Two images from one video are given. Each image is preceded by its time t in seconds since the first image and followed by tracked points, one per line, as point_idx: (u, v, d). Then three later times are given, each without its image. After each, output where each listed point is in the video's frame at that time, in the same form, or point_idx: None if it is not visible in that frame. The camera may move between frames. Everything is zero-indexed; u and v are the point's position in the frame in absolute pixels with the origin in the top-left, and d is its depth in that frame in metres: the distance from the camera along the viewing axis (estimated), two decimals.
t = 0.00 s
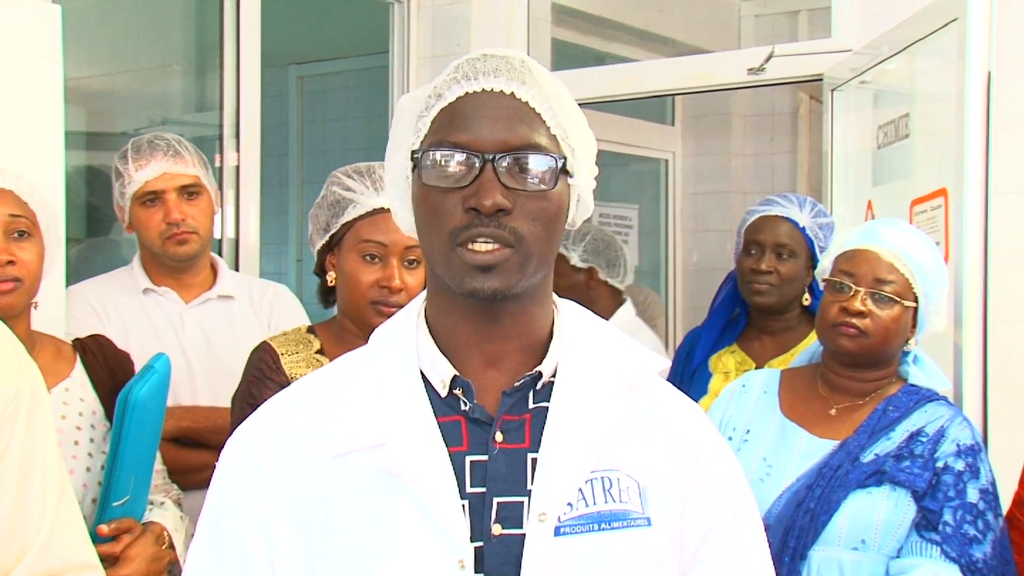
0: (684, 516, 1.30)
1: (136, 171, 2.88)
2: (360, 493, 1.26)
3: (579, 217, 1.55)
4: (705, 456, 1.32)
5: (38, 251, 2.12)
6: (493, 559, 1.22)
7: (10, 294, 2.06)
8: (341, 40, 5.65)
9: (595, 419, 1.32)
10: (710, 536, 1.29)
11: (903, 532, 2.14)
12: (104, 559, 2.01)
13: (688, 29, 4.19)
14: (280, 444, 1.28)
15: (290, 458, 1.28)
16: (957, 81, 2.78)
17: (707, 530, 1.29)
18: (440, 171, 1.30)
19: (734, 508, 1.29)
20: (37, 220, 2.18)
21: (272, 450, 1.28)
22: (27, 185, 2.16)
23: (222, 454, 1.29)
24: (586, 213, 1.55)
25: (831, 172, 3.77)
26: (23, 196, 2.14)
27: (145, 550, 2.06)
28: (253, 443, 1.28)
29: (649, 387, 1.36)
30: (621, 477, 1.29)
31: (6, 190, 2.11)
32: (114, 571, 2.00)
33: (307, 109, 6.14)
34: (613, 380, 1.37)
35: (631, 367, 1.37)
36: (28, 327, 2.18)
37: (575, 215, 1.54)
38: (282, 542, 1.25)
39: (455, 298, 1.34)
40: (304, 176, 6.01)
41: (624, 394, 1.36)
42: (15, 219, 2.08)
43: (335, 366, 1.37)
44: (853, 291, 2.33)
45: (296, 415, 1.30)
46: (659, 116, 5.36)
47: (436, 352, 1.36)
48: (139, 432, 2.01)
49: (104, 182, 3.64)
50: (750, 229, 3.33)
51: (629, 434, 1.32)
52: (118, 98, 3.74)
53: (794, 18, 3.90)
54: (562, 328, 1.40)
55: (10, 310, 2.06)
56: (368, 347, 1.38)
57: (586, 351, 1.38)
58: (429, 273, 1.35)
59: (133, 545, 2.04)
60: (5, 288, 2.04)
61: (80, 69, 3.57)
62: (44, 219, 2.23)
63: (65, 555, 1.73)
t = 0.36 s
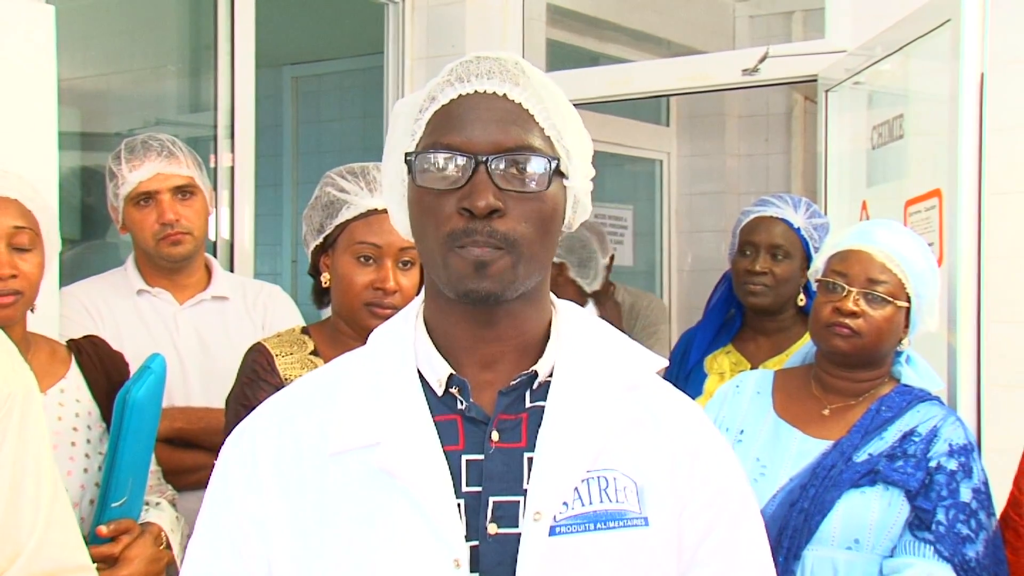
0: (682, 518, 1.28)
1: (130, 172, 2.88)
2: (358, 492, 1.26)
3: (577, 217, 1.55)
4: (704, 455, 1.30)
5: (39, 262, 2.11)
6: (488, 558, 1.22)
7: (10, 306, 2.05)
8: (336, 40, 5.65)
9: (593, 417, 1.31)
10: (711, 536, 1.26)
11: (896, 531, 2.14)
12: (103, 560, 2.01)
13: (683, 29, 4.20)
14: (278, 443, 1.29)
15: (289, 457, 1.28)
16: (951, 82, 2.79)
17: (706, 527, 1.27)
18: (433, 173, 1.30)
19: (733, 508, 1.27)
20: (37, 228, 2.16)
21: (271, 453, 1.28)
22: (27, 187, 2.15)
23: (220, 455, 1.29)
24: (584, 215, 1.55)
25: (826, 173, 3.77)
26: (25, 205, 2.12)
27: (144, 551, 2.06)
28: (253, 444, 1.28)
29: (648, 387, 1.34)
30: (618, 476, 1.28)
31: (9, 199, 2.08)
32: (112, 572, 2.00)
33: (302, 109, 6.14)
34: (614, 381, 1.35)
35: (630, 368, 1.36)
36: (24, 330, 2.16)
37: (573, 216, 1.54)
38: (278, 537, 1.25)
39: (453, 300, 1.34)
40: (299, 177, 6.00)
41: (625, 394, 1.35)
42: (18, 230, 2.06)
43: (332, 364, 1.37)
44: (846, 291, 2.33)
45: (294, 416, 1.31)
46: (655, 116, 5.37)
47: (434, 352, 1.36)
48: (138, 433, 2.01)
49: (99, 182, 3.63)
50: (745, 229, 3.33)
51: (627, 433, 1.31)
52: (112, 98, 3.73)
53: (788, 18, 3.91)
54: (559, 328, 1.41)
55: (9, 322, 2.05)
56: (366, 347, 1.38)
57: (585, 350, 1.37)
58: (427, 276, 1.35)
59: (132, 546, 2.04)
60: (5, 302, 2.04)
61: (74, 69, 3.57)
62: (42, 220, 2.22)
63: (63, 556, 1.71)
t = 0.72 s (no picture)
0: (693, 520, 1.29)
1: (131, 172, 2.88)
2: (367, 488, 1.25)
3: (590, 218, 1.52)
4: (716, 455, 1.30)
5: (44, 256, 2.11)
6: (497, 554, 1.22)
7: (18, 301, 2.04)
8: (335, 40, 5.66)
9: (605, 416, 1.31)
10: (720, 540, 1.27)
11: (898, 531, 2.14)
12: (106, 565, 2.00)
13: (683, 30, 4.20)
14: (286, 442, 1.28)
15: (296, 456, 1.27)
16: (951, 82, 2.79)
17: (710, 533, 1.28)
18: (427, 177, 1.31)
19: (745, 513, 1.28)
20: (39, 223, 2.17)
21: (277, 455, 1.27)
22: (29, 187, 2.15)
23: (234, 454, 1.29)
24: (596, 218, 1.54)
25: (826, 173, 3.77)
26: (27, 200, 2.12)
27: (147, 556, 2.05)
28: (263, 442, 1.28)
29: (659, 387, 1.35)
30: (628, 475, 1.28)
31: (13, 194, 2.09)
32: None
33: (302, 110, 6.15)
34: (625, 382, 1.35)
35: (640, 367, 1.36)
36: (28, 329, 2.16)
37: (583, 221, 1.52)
38: (287, 534, 1.25)
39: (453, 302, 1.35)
40: (299, 177, 6.01)
41: (636, 396, 1.35)
42: (22, 224, 2.06)
43: (345, 363, 1.38)
44: (847, 291, 2.33)
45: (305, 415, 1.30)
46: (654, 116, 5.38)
47: (446, 349, 1.36)
48: (143, 438, 2.00)
49: (99, 183, 3.63)
50: (747, 230, 3.33)
51: (638, 433, 1.31)
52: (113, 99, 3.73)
53: (788, 18, 3.91)
54: (571, 326, 1.41)
55: (17, 316, 2.04)
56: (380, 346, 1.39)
57: (598, 347, 1.37)
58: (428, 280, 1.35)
59: (136, 552, 2.04)
60: (13, 295, 2.03)
61: (74, 70, 3.57)
62: (44, 220, 2.22)
63: (64, 557, 1.71)
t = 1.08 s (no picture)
0: (723, 529, 1.26)
1: (128, 171, 2.88)
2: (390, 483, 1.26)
3: (632, 222, 1.45)
4: (749, 465, 1.27)
5: (40, 259, 2.09)
6: (521, 554, 1.21)
7: (15, 305, 2.04)
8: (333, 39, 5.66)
9: (637, 419, 1.30)
10: (751, 552, 1.24)
11: (896, 530, 2.15)
12: (102, 564, 2.00)
13: (681, 29, 4.20)
14: (317, 440, 1.29)
15: (329, 457, 1.28)
16: (950, 81, 2.79)
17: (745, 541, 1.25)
18: (462, 177, 1.28)
19: (777, 527, 1.25)
20: (36, 224, 2.16)
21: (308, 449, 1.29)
22: (24, 186, 2.14)
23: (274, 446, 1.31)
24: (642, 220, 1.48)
25: (825, 172, 3.77)
26: (22, 201, 2.11)
27: (144, 555, 2.04)
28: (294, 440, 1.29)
29: (696, 395, 1.32)
30: (657, 481, 1.26)
31: (9, 198, 2.07)
32: None
33: (301, 109, 6.15)
34: (658, 389, 1.33)
35: (679, 375, 1.33)
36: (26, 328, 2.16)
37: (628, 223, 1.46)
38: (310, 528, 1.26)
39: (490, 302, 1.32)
40: (298, 176, 6.01)
41: (673, 401, 1.32)
42: (18, 227, 2.05)
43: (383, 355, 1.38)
44: (846, 290, 2.33)
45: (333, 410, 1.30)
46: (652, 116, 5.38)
47: (481, 344, 1.35)
48: (139, 437, 2.00)
49: (96, 182, 3.62)
50: (746, 228, 3.33)
51: (671, 437, 1.30)
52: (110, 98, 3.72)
53: (787, 18, 3.91)
54: (611, 330, 1.37)
55: (13, 319, 2.04)
56: (421, 341, 1.38)
57: (636, 353, 1.36)
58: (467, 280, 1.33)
59: (132, 550, 2.03)
60: (9, 300, 2.03)
61: (72, 69, 3.56)
62: (41, 219, 2.21)
63: (61, 555, 1.71)
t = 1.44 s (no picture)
0: (771, 545, 1.24)
1: (129, 172, 2.88)
2: (436, 483, 1.31)
3: (684, 225, 1.42)
4: (804, 480, 1.23)
5: (40, 260, 2.09)
6: (557, 564, 1.22)
7: (14, 305, 2.04)
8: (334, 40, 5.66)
9: (682, 430, 1.29)
10: (808, 566, 1.22)
11: (899, 532, 2.14)
12: (100, 563, 1.99)
13: (683, 30, 4.20)
14: (370, 438, 1.35)
15: (377, 454, 1.34)
16: (952, 83, 2.79)
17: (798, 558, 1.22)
18: (504, 178, 1.29)
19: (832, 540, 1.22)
20: (36, 225, 2.15)
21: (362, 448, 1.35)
22: (24, 187, 2.13)
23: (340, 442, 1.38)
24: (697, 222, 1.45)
25: (827, 174, 3.79)
26: (22, 202, 2.10)
27: (142, 554, 2.04)
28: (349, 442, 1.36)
29: (750, 406, 1.29)
30: (697, 498, 1.25)
31: (7, 198, 2.07)
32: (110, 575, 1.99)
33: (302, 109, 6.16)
34: (709, 401, 1.32)
35: (732, 387, 1.32)
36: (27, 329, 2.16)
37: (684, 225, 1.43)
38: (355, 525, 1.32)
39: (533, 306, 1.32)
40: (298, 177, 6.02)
41: (724, 414, 1.31)
42: (17, 228, 2.04)
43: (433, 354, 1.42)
44: (847, 292, 2.33)
45: (376, 416, 1.36)
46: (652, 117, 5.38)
47: (528, 348, 1.38)
48: (137, 435, 1.99)
49: (97, 182, 3.62)
50: (748, 229, 3.33)
51: (720, 450, 1.28)
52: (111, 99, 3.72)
53: (789, 19, 3.90)
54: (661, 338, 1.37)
55: (12, 320, 2.04)
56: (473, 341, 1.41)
57: (690, 363, 1.35)
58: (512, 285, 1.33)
59: (130, 550, 2.03)
60: (9, 300, 2.03)
61: (73, 70, 3.56)
62: (42, 220, 2.20)
63: (59, 555, 1.70)
